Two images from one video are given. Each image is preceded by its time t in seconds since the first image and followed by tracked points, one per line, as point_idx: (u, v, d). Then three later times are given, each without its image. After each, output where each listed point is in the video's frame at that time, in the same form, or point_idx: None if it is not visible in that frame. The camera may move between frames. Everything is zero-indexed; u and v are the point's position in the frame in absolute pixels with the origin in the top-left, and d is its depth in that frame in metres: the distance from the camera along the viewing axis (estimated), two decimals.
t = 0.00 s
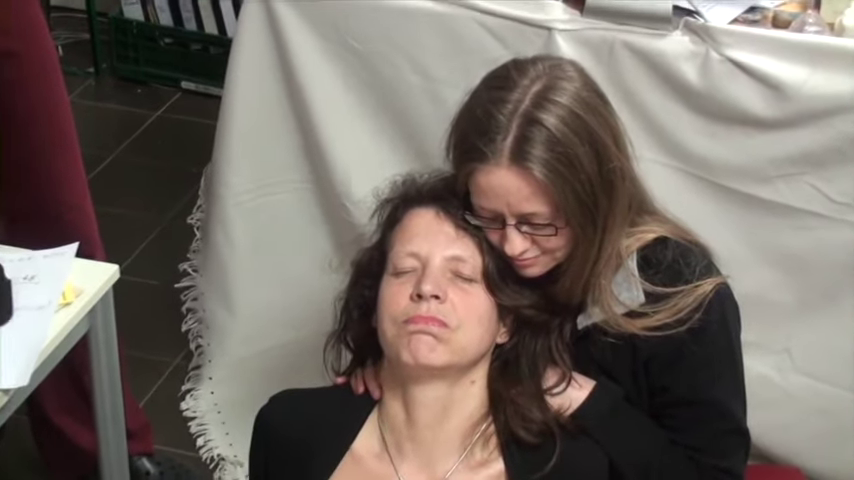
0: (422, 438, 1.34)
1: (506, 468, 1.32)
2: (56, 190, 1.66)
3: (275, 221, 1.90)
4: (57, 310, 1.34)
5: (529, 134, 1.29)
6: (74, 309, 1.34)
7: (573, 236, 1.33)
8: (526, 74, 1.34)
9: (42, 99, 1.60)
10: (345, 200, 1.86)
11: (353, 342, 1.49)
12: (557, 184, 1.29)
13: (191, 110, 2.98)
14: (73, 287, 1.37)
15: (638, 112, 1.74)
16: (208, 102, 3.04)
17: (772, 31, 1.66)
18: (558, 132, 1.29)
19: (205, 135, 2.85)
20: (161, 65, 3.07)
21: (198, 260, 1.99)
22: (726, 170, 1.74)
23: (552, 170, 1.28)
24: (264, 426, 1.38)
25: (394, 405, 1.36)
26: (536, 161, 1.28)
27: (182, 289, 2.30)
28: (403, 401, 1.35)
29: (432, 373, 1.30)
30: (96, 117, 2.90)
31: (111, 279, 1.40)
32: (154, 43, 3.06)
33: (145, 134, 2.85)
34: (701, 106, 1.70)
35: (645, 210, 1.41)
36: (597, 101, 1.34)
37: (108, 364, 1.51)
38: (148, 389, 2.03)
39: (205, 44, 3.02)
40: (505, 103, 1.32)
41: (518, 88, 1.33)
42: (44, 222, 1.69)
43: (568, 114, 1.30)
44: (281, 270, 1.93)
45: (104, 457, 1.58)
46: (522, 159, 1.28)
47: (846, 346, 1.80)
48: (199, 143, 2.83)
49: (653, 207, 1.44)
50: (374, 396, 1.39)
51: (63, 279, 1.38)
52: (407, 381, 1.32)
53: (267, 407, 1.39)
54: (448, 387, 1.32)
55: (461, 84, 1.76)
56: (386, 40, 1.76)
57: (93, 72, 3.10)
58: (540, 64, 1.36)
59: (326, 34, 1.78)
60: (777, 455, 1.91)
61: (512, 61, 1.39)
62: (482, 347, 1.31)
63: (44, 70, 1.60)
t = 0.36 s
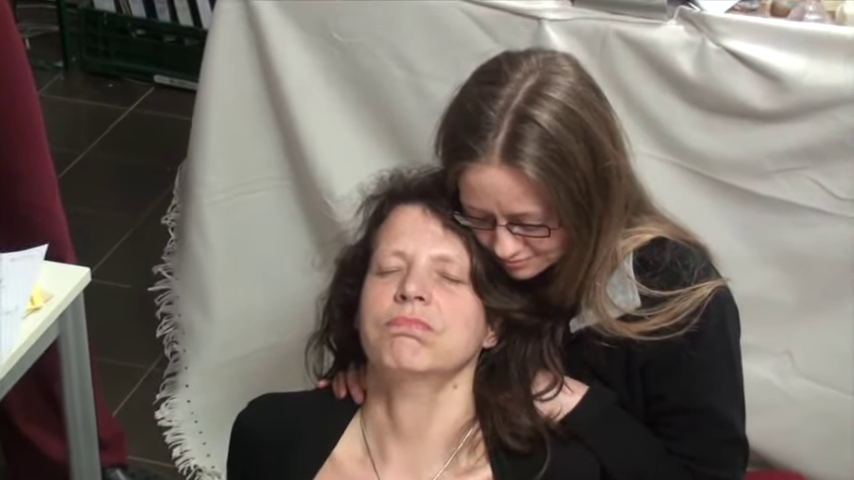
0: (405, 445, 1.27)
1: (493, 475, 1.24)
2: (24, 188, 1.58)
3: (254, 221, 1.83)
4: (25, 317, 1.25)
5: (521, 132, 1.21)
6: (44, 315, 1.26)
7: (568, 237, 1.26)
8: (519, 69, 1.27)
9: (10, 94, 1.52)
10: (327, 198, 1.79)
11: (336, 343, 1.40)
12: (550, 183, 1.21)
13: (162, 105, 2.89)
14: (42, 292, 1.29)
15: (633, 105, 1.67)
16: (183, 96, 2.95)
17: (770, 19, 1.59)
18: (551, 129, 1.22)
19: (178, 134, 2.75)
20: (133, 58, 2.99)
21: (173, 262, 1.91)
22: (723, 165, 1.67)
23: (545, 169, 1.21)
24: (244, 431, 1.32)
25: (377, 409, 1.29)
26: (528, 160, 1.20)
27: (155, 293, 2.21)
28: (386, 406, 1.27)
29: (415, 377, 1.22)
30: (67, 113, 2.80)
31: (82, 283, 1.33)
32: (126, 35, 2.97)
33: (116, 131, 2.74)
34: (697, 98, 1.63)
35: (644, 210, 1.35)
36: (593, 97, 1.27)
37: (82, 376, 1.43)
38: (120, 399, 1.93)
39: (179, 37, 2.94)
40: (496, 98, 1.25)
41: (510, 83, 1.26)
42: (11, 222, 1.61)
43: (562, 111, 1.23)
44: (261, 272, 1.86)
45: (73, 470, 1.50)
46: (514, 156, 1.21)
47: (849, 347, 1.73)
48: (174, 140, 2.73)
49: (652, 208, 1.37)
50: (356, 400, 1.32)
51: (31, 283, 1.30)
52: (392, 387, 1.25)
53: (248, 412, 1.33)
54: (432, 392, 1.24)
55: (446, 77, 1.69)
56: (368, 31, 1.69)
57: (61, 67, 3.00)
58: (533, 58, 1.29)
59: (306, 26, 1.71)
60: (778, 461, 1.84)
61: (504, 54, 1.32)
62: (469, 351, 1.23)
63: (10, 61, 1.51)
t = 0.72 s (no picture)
0: (386, 453, 1.21)
1: None
2: None
3: (231, 217, 1.76)
4: None
5: (494, 122, 1.14)
6: (15, 316, 1.19)
7: (546, 232, 1.18)
8: (492, 57, 1.19)
9: None
10: (310, 195, 1.72)
11: (313, 347, 1.35)
12: (526, 175, 1.14)
13: (138, 98, 2.76)
14: (13, 292, 1.22)
15: (630, 97, 1.60)
16: (160, 88, 2.82)
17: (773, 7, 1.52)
18: (526, 120, 1.14)
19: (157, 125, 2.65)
20: (108, 49, 2.87)
21: (150, 261, 1.84)
22: (724, 159, 1.60)
23: (519, 161, 1.13)
24: (218, 439, 1.26)
25: (357, 415, 1.22)
26: (502, 151, 1.13)
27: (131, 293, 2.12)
28: (366, 410, 1.21)
29: (392, 376, 1.16)
30: (39, 105, 2.68)
31: (56, 282, 1.25)
32: (101, 25, 2.87)
33: (91, 123, 2.63)
34: (696, 90, 1.56)
35: (630, 203, 1.27)
36: (571, 86, 1.19)
37: (56, 390, 1.35)
38: (95, 406, 1.85)
39: (156, 26, 2.84)
40: (468, 88, 1.18)
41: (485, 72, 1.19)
42: None
43: (538, 101, 1.16)
44: (238, 271, 1.79)
45: None
46: (487, 148, 1.13)
47: None
48: (152, 133, 2.62)
49: (641, 201, 1.29)
50: (336, 406, 1.26)
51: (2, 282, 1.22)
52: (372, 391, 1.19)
53: (222, 418, 1.27)
54: (413, 393, 1.19)
55: (435, 68, 1.62)
56: (353, 20, 1.61)
57: (33, 58, 2.87)
58: (508, 46, 1.22)
59: (289, 16, 1.64)
60: (782, 469, 1.77)
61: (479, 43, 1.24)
62: (449, 349, 1.19)
63: None
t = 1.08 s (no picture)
0: (391, 464, 1.21)
1: None
2: None
3: (219, 214, 1.69)
4: None
5: (506, 118, 1.11)
6: None
7: (558, 232, 1.16)
8: (502, 49, 1.16)
9: None
10: (297, 194, 1.66)
11: (308, 356, 1.34)
12: (539, 173, 1.12)
13: (116, 91, 2.62)
14: None
15: (632, 90, 1.53)
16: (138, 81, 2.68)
17: None
18: (539, 115, 1.12)
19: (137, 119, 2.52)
20: (85, 40, 2.71)
21: (130, 261, 1.78)
22: (729, 153, 1.53)
23: (533, 158, 1.11)
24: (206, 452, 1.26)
25: (357, 425, 1.22)
26: (514, 148, 1.10)
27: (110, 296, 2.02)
28: (367, 421, 1.21)
29: (398, 384, 1.16)
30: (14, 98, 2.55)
31: (29, 285, 1.17)
32: (77, 14, 2.72)
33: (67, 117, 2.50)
34: (700, 82, 1.50)
35: (644, 204, 1.25)
36: (583, 78, 1.16)
37: (30, 401, 1.27)
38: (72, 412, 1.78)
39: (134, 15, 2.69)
40: (478, 82, 1.14)
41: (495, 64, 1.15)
42: None
43: (551, 95, 1.13)
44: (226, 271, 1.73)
45: None
46: (499, 144, 1.11)
47: None
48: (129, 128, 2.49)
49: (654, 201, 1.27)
50: (333, 416, 1.25)
51: None
52: (374, 398, 1.18)
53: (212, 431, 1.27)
54: (417, 403, 1.19)
55: (427, 60, 1.55)
56: (341, 9, 1.54)
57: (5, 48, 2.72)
58: (519, 38, 1.18)
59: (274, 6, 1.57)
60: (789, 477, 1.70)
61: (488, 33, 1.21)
62: (456, 356, 1.18)
63: None
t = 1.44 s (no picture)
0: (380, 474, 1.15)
1: None
2: None
3: (204, 212, 1.63)
4: None
5: (504, 116, 1.05)
6: None
7: (558, 237, 1.10)
8: (502, 43, 1.09)
9: None
10: (284, 192, 1.59)
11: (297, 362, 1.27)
12: (539, 175, 1.05)
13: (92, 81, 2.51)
14: None
15: (636, 83, 1.46)
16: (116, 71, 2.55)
17: None
18: (540, 113, 1.05)
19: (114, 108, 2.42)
20: (61, 29, 2.60)
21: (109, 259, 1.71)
22: (736, 148, 1.46)
23: (532, 159, 1.04)
24: (194, 461, 1.19)
25: (346, 434, 1.16)
26: (512, 148, 1.04)
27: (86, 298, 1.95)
28: (356, 430, 1.15)
29: (389, 390, 1.10)
30: None
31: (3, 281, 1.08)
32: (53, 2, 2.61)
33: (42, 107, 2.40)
34: (706, 73, 1.42)
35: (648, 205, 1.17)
36: (588, 75, 1.09)
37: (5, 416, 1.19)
38: (49, 419, 1.73)
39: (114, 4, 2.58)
40: (476, 78, 1.08)
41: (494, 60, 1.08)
42: None
43: (553, 92, 1.06)
44: (211, 271, 1.67)
45: None
46: (497, 143, 1.04)
47: None
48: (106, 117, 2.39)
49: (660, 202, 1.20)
50: (323, 423, 1.19)
51: None
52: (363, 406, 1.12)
53: (200, 438, 1.21)
54: (410, 409, 1.12)
55: (421, 50, 1.49)
56: None
57: None
58: (521, 31, 1.11)
59: None
60: None
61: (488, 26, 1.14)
62: (452, 362, 1.12)
63: None
